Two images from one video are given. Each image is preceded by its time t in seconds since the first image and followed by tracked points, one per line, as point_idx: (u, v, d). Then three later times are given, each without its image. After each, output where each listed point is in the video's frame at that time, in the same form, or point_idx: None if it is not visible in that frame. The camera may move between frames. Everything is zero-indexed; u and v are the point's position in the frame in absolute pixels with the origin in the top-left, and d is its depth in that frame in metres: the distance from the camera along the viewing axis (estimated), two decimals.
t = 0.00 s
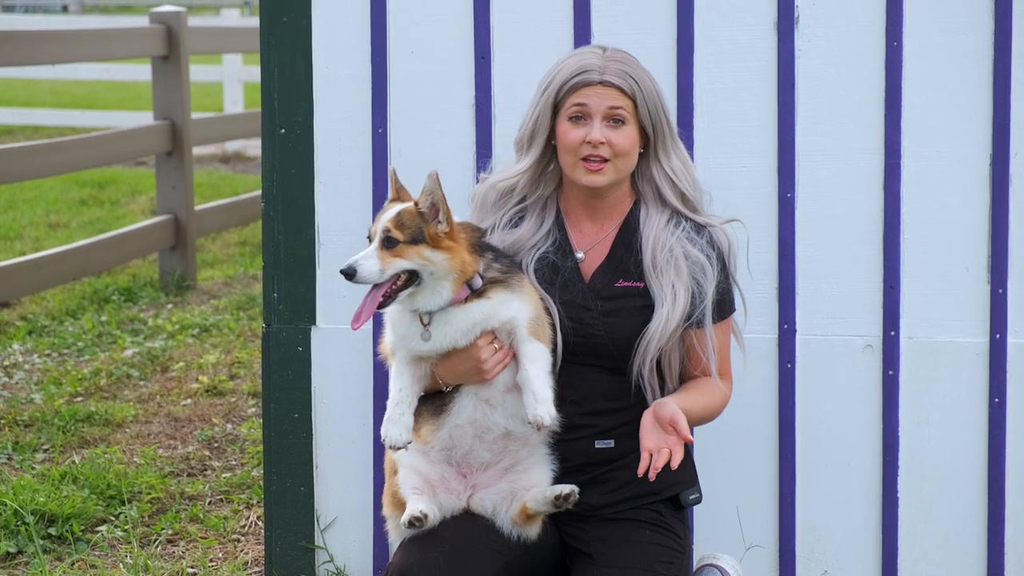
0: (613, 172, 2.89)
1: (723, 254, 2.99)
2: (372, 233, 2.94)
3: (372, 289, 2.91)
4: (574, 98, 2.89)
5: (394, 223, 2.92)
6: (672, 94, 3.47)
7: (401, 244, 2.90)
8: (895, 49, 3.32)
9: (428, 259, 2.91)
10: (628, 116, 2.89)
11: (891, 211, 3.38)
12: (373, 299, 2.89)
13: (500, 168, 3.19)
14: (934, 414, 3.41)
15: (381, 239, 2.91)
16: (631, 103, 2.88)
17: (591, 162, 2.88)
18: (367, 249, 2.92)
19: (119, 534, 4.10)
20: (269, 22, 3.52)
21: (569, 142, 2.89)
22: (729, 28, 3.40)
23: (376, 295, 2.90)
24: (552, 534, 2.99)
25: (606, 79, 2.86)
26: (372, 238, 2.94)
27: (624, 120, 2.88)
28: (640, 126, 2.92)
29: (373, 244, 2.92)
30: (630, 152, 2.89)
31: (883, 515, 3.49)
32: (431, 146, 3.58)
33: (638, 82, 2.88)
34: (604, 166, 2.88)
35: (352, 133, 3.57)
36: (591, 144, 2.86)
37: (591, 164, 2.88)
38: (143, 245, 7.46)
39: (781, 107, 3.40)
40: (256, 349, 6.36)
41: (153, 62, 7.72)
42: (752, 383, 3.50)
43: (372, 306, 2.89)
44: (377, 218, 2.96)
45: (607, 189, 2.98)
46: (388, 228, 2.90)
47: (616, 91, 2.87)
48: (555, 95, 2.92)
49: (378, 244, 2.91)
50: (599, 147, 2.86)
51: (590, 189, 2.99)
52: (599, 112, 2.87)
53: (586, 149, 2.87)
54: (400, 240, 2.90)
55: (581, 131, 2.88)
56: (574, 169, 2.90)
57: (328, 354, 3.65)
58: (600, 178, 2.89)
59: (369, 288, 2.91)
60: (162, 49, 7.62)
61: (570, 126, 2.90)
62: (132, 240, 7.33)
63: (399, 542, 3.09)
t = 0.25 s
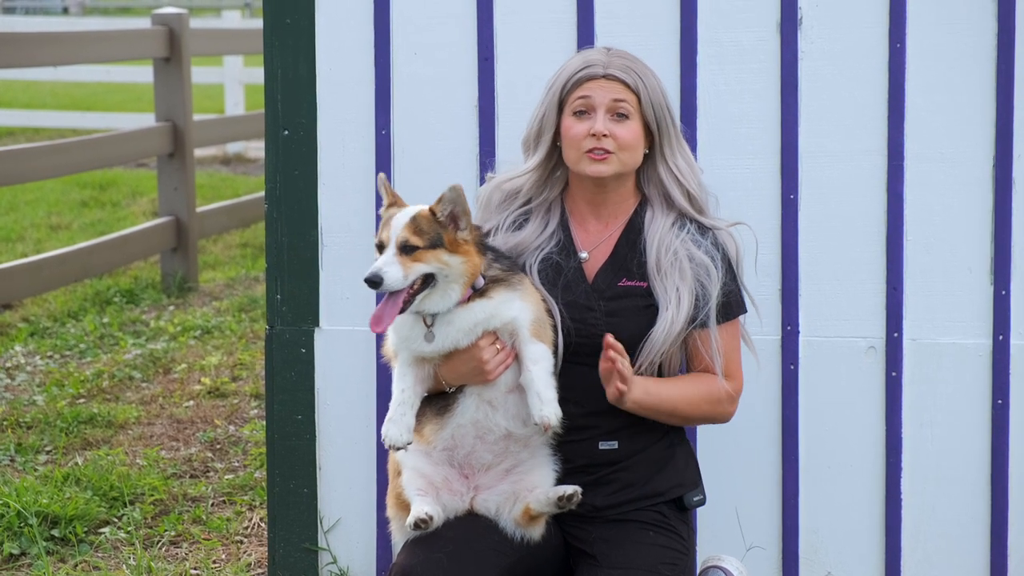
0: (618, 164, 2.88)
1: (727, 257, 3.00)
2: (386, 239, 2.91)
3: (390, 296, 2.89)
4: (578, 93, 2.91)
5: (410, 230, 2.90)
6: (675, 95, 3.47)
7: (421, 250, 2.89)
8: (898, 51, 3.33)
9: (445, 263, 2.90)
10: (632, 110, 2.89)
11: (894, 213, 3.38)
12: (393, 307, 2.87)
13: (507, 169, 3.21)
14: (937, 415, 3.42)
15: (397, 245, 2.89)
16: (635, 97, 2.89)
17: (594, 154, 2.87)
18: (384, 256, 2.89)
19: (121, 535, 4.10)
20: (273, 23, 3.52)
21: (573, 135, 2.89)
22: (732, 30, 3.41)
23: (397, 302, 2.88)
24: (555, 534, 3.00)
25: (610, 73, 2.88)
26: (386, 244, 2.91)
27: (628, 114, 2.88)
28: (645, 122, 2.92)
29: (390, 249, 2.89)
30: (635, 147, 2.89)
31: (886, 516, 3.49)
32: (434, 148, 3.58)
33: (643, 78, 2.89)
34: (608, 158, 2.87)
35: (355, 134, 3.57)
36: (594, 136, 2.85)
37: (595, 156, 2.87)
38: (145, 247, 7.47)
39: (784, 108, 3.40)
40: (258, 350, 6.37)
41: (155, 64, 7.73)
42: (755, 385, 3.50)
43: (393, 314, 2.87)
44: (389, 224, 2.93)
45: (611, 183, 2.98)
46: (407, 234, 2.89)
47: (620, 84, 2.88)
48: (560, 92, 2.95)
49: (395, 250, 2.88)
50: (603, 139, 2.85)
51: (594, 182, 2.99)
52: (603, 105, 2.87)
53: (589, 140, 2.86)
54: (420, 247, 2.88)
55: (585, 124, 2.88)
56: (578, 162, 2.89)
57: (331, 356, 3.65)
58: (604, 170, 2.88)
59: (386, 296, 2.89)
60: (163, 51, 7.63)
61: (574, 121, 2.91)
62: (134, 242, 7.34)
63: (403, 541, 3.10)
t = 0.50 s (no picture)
0: (625, 161, 2.88)
1: (728, 263, 2.99)
2: (436, 255, 2.88)
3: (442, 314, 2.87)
4: (586, 92, 2.92)
5: (460, 244, 2.89)
6: (679, 99, 3.48)
7: (471, 263, 2.90)
8: (901, 54, 3.33)
9: (485, 271, 2.94)
10: (639, 110, 2.90)
11: (897, 216, 3.39)
12: (446, 323, 2.87)
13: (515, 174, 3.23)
14: (941, 419, 3.42)
15: (450, 261, 2.87)
16: (642, 97, 2.90)
17: (601, 152, 2.88)
18: (437, 272, 2.86)
19: (124, 538, 4.11)
20: (276, 26, 3.54)
21: (580, 134, 2.90)
22: (736, 33, 3.41)
23: (447, 318, 2.87)
24: (560, 538, 3.00)
25: (618, 72, 2.90)
26: (436, 259, 2.87)
27: (635, 113, 2.89)
28: (652, 123, 2.92)
29: (443, 266, 2.86)
30: (641, 146, 2.89)
31: (889, 520, 3.49)
32: (437, 151, 3.59)
33: (650, 78, 2.91)
34: (615, 155, 2.87)
35: (359, 137, 3.58)
36: (601, 133, 2.86)
37: (602, 154, 2.88)
38: (147, 250, 7.48)
39: (788, 112, 3.41)
40: (260, 353, 6.37)
41: (157, 66, 7.74)
42: (759, 388, 3.50)
43: (445, 330, 2.87)
44: (434, 239, 2.90)
45: (617, 183, 2.98)
46: (460, 251, 2.88)
47: (628, 84, 2.90)
48: (568, 92, 2.96)
49: (448, 266, 2.86)
50: (610, 136, 2.86)
51: (601, 182, 2.99)
52: (610, 103, 2.88)
53: (597, 138, 2.87)
54: (471, 260, 2.90)
55: (591, 122, 2.89)
56: (585, 161, 2.90)
57: (335, 359, 3.65)
58: (612, 167, 2.88)
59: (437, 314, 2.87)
60: (165, 53, 7.63)
61: (581, 119, 2.92)
62: (136, 245, 7.35)
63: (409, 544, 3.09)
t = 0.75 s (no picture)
0: (623, 171, 2.89)
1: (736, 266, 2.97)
2: (462, 257, 2.88)
3: (465, 315, 2.88)
4: (588, 98, 2.92)
5: (485, 246, 2.90)
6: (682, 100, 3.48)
7: (495, 266, 2.91)
8: (904, 56, 3.33)
9: (507, 274, 2.95)
10: (640, 117, 2.89)
11: (900, 217, 3.38)
12: (470, 324, 2.88)
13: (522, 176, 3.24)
14: (944, 420, 3.42)
15: (476, 263, 2.87)
16: (643, 105, 2.89)
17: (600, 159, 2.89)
18: (462, 274, 2.87)
19: (127, 539, 4.11)
20: (279, 28, 3.53)
21: (581, 140, 2.91)
22: (739, 35, 3.41)
23: (472, 321, 2.88)
24: (564, 539, 3.00)
25: (620, 78, 2.89)
26: (462, 261, 2.88)
27: (636, 122, 2.89)
28: (654, 130, 2.92)
29: (470, 268, 2.86)
30: (642, 155, 2.90)
31: (892, 521, 3.49)
32: (440, 152, 3.59)
33: (653, 84, 2.90)
34: (613, 165, 2.88)
35: (362, 139, 3.58)
36: (600, 142, 2.87)
37: (600, 162, 2.89)
38: (150, 252, 7.48)
39: (791, 113, 3.41)
40: (263, 354, 6.37)
41: (160, 68, 7.75)
42: (762, 389, 3.50)
43: (470, 332, 2.88)
44: (459, 240, 2.90)
45: (619, 191, 2.99)
46: (485, 252, 2.88)
47: (629, 91, 2.89)
48: (572, 97, 2.97)
49: (475, 268, 2.87)
50: (608, 144, 2.87)
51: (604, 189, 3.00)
52: (610, 111, 2.88)
53: (596, 146, 2.88)
54: (495, 262, 2.90)
55: (591, 130, 2.90)
56: (585, 168, 2.91)
57: (338, 360, 3.65)
58: (609, 178, 2.89)
59: (461, 314, 2.88)
60: (168, 55, 7.64)
61: (582, 126, 2.93)
62: (138, 246, 7.35)
63: (411, 544, 3.09)
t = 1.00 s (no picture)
0: (630, 172, 2.88)
1: (741, 270, 2.97)
2: (473, 257, 2.89)
3: (477, 314, 2.88)
4: (594, 101, 2.92)
5: (496, 247, 2.90)
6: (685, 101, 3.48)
7: (506, 266, 2.90)
8: (908, 57, 3.33)
9: (517, 275, 2.94)
10: (647, 118, 2.89)
11: (904, 219, 3.38)
12: (481, 324, 2.87)
13: (531, 179, 3.25)
14: (948, 421, 3.41)
15: (487, 263, 2.87)
16: (649, 106, 2.89)
17: (607, 162, 2.89)
18: (474, 274, 2.87)
19: (130, 541, 4.11)
20: (284, 29, 3.54)
21: (587, 143, 2.91)
22: (743, 36, 3.41)
23: (483, 319, 2.88)
24: (568, 540, 3.00)
25: (626, 80, 2.89)
26: (473, 262, 2.88)
27: (642, 123, 2.89)
28: (660, 132, 2.91)
29: (481, 268, 2.86)
30: (648, 156, 2.89)
31: (896, 523, 3.49)
32: (444, 154, 3.59)
33: (658, 86, 2.89)
34: (621, 166, 2.88)
35: (365, 140, 3.58)
36: (607, 144, 2.87)
37: (607, 164, 2.89)
38: (152, 253, 7.49)
39: (795, 114, 3.41)
40: (266, 356, 6.38)
41: (162, 69, 7.75)
42: (765, 390, 3.50)
43: (482, 330, 2.87)
44: (470, 240, 2.91)
45: (626, 191, 2.98)
46: (497, 253, 2.88)
47: (635, 93, 2.89)
48: (578, 100, 2.97)
49: (486, 268, 2.87)
50: (615, 147, 2.87)
51: (612, 190, 3.00)
52: (616, 113, 2.88)
53: (603, 148, 2.88)
54: (506, 263, 2.90)
55: (598, 132, 2.90)
56: (592, 169, 2.91)
57: (341, 361, 3.66)
58: (618, 178, 2.89)
59: (472, 314, 2.88)
60: (171, 56, 7.65)
61: (589, 129, 2.93)
62: (141, 248, 7.36)
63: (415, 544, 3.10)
